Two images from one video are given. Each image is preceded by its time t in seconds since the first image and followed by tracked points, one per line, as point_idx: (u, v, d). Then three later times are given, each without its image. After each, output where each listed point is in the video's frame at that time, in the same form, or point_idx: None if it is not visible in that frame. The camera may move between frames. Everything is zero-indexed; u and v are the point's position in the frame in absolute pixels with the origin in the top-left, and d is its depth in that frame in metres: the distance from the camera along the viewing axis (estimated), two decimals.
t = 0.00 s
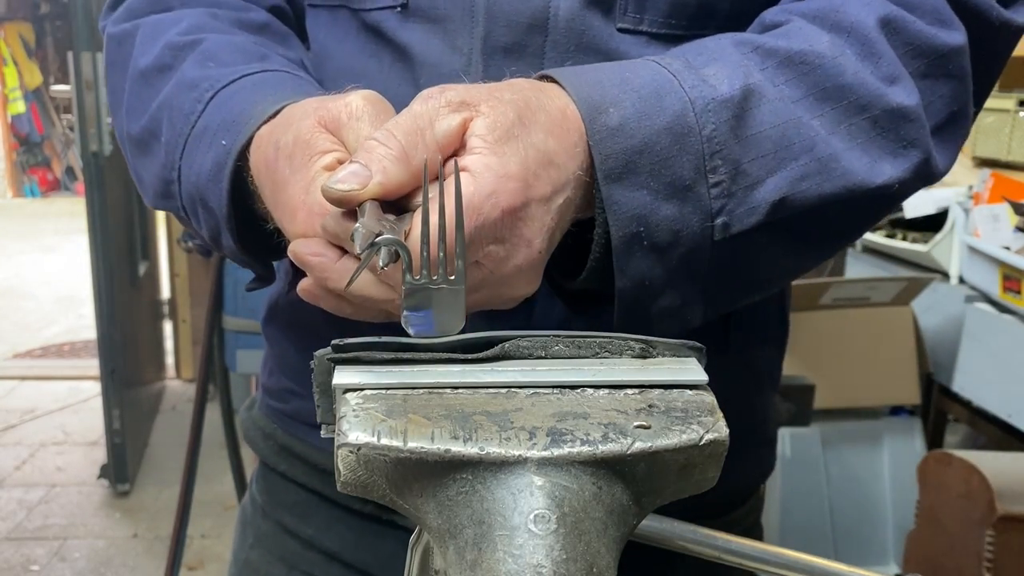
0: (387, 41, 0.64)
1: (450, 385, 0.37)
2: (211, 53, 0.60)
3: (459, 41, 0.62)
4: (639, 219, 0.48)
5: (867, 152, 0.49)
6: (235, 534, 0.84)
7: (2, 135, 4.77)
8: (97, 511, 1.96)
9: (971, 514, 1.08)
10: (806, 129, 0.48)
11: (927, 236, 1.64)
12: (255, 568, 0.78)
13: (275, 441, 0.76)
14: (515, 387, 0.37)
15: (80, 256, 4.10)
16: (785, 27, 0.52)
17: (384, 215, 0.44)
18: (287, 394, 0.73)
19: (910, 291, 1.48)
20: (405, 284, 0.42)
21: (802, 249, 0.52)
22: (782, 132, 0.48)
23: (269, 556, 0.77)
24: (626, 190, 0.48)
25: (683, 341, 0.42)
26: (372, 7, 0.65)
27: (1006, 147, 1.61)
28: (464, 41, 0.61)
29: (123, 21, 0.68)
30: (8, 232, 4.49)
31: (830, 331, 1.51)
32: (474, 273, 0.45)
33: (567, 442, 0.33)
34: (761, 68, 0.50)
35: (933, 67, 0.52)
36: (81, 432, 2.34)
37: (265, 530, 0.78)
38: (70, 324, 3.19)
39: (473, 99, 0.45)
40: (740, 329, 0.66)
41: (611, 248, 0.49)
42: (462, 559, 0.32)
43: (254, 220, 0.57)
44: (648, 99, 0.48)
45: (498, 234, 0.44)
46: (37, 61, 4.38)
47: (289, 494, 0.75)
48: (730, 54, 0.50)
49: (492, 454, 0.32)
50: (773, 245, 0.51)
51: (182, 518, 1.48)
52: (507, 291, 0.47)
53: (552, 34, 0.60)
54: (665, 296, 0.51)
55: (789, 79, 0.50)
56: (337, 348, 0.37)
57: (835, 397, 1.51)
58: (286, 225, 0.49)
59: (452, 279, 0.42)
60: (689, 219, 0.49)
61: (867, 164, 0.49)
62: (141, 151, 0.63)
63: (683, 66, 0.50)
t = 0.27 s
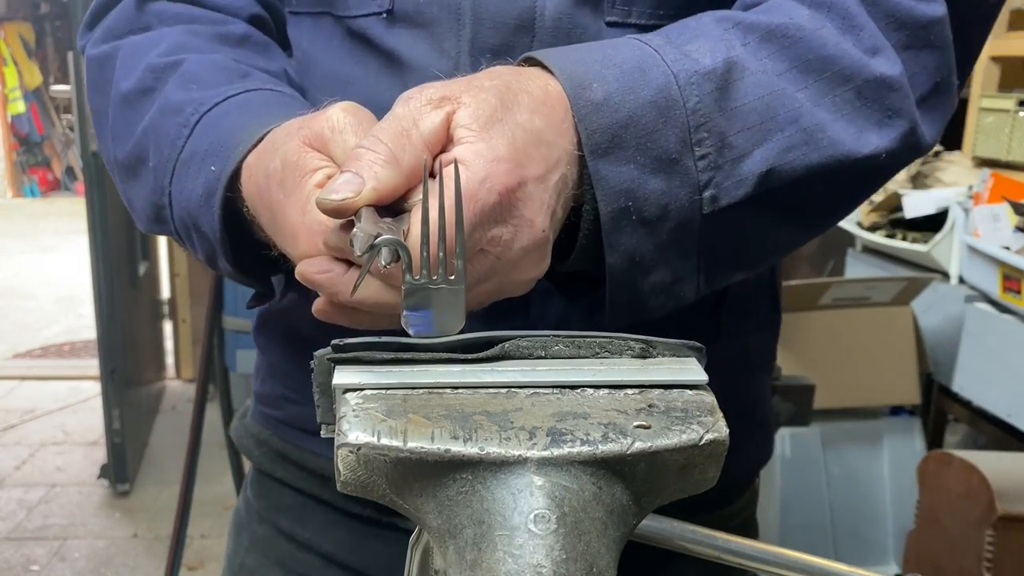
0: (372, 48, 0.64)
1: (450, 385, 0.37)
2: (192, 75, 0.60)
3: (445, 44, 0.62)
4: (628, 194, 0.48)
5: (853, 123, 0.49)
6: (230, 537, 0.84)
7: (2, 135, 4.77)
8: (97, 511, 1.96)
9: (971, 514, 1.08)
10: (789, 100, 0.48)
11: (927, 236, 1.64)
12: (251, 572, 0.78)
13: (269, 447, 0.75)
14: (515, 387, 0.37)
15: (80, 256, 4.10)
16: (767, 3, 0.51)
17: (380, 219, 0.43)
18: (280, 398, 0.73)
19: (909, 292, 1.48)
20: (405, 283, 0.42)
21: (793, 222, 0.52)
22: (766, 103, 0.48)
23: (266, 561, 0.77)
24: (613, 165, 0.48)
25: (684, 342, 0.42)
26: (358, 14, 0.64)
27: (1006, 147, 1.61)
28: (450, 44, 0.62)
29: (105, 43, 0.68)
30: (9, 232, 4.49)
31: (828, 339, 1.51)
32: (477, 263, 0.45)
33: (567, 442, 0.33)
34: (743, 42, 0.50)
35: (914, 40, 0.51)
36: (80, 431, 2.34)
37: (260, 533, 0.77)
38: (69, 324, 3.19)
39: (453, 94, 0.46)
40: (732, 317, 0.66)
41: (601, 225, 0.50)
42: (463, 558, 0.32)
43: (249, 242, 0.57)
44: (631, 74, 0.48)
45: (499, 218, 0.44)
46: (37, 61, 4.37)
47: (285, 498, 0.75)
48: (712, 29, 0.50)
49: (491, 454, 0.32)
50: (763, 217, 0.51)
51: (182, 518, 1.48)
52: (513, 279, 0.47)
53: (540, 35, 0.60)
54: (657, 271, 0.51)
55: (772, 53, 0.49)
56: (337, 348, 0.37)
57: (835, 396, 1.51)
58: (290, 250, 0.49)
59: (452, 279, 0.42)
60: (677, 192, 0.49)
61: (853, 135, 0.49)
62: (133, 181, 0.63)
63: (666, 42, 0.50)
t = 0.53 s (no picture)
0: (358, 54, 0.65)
1: (450, 385, 0.37)
2: (181, 94, 0.60)
3: (430, 45, 0.62)
4: (624, 167, 0.49)
5: (840, 83, 0.50)
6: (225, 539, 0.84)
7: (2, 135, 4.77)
8: (97, 511, 1.96)
9: (971, 514, 1.08)
10: (776, 64, 0.49)
11: (927, 236, 1.64)
12: None
13: (263, 453, 0.75)
14: (515, 387, 0.37)
15: (80, 256, 4.10)
16: None
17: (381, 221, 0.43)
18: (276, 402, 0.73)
19: (909, 291, 1.49)
20: (405, 284, 0.42)
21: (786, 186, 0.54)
22: (752, 68, 0.49)
23: (261, 564, 0.76)
24: (607, 140, 0.49)
25: (683, 342, 0.42)
26: (341, 23, 0.65)
27: (1007, 147, 1.61)
28: (436, 46, 0.62)
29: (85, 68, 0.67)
30: (9, 231, 4.49)
31: (827, 345, 1.50)
32: (485, 250, 0.45)
33: (567, 442, 0.33)
34: (724, 10, 0.51)
35: None
36: (80, 432, 2.34)
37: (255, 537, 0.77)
38: (69, 324, 3.19)
39: (440, 87, 0.46)
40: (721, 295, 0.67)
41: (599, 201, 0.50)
42: (462, 559, 0.32)
43: (254, 260, 0.57)
44: (618, 48, 0.49)
45: (501, 203, 0.44)
46: (38, 61, 4.36)
47: (282, 501, 0.75)
48: None
49: (491, 454, 0.32)
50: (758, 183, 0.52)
51: (182, 518, 1.48)
52: (522, 263, 0.47)
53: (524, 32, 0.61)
54: (659, 243, 0.52)
55: (753, 19, 0.51)
56: (337, 348, 0.37)
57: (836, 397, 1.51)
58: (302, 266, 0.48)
59: (452, 280, 0.42)
60: (672, 163, 0.50)
61: (842, 93, 0.50)
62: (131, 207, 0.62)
63: (649, 15, 0.51)
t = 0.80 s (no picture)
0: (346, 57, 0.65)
1: (450, 385, 0.37)
2: (170, 118, 0.59)
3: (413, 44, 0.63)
4: (612, 143, 0.49)
5: (820, 42, 0.51)
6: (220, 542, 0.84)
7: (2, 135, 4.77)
8: (97, 511, 1.96)
9: (971, 514, 1.08)
10: (754, 30, 0.50)
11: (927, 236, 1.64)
12: None
13: (261, 459, 0.76)
14: (516, 387, 0.37)
15: (80, 256, 4.10)
16: None
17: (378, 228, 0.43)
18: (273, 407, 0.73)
19: (909, 291, 1.50)
20: (405, 284, 0.42)
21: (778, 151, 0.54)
22: (731, 35, 0.50)
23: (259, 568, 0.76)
24: (593, 118, 0.49)
25: (684, 342, 0.42)
26: (327, 33, 0.65)
27: (1007, 147, 1.60)
28: (421, 46, 0.62)
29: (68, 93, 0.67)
30: (9, 231, 4.48)
31: (824, 351, 1.51)
32: (487, 241, 0.45)
33: (567, 442, 0.33)
34: None
35: None
36: (80, 432, 2.33)
37: (253, 540, 0.77)
38: (69, 324, 3.19)
39: (420, 88, 0.46)
40: (713, 275, 0.69)
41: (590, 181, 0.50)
42: (463, 559, 0.32)
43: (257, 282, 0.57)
44: (595, 25, 0.50)
45: (495, 190, 0.44)
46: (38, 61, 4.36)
47: (279, 503, 0.75)
48: None
49: (491, 454, 0.32)
50: (747, 151, 0.53)
51: (182, 518, 1.48)
52: (526, 251, 0.47)
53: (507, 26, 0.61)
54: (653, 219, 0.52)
55: None
56: (337, 348, 0.37)
57: (835, 397, 1.50)
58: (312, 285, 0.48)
59: (452, 280, 0.42)
60: (660, 137, 0.50)
61: (822, 52, 0.51)
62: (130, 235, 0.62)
63: None
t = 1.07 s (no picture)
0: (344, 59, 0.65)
1: (450, 385, 0.37)
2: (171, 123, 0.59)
3: (406, 41, 0.62)
4: (617, 140, 0.50)
5: (818, 30, 0.51)
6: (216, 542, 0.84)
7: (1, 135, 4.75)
8: (97, 511, 1.96)
9: (971, 514, 1.08)
10: (752, 22, 0.51)
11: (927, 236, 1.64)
12: None
13: (257, 457, 0.75)
14: (515, 388, 0.37)
15: (80, 256, 4.10)
16: None
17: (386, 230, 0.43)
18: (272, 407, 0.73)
19: (909, 291, 1.49)
20: (406, 284, 0.42)
21: (780, 140, 0.54)
22: (730, 27, 0.51)
23: (257, 565, 0.77)
24: (597, 116, 0.49)
25: (684, 342, 0.42)
26: (322, 34, 0.65)
27: (1006, 147, 1.60)
28: (415, 44, 0.62)
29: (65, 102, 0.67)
30: (9, 231, 4.48)
31: (823, 352, 1.51)
32: (491, 243, 0.45)
33: (567, 442, 0.33)
34: None
35: None
36: (80, 432, 2.33)
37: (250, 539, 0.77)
38: (69, 324, 3.19)
39: (423, 90, 0.46)
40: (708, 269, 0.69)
41: (596, 180, 0.51)
42: (462, 559, 0.32)
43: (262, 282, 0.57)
44: (595, 22, 0.50)
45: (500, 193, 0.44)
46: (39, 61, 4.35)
47: (275, 501, 0.75)
48: None
49: (491, 454, 0.32)
50: (751, 142, 0.53)
51: (182, 518, 1.48)
52: (531, 252, 0.47)
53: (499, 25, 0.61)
54: (661, 214, 0.52)
55: None
56: (337, 348, 0.37)
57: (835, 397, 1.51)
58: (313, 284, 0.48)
59: (452, 280, 0.42)
60: (665, 132, 0.51)
61: (821, 40, 0.51)
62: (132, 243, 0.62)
63: None
